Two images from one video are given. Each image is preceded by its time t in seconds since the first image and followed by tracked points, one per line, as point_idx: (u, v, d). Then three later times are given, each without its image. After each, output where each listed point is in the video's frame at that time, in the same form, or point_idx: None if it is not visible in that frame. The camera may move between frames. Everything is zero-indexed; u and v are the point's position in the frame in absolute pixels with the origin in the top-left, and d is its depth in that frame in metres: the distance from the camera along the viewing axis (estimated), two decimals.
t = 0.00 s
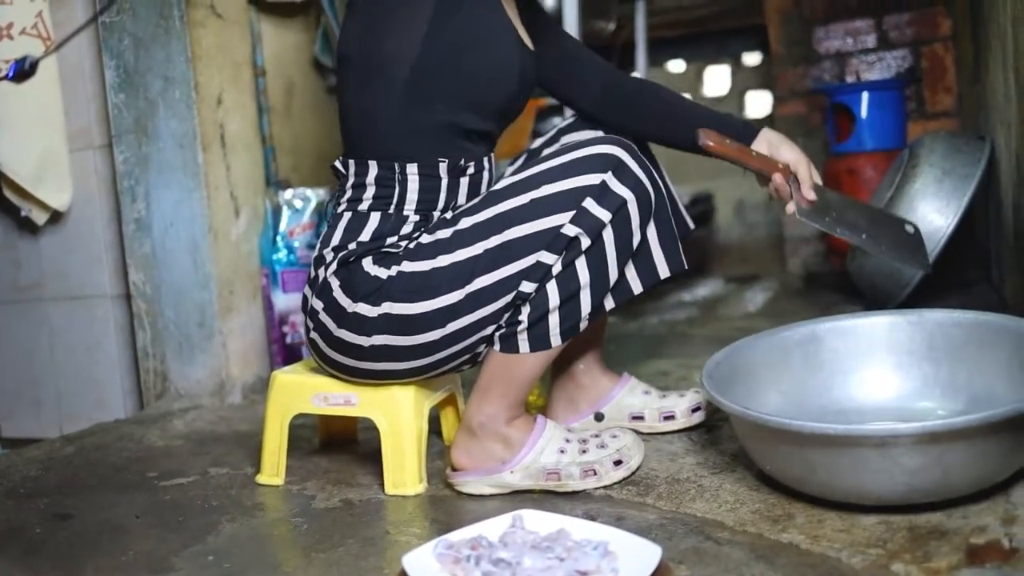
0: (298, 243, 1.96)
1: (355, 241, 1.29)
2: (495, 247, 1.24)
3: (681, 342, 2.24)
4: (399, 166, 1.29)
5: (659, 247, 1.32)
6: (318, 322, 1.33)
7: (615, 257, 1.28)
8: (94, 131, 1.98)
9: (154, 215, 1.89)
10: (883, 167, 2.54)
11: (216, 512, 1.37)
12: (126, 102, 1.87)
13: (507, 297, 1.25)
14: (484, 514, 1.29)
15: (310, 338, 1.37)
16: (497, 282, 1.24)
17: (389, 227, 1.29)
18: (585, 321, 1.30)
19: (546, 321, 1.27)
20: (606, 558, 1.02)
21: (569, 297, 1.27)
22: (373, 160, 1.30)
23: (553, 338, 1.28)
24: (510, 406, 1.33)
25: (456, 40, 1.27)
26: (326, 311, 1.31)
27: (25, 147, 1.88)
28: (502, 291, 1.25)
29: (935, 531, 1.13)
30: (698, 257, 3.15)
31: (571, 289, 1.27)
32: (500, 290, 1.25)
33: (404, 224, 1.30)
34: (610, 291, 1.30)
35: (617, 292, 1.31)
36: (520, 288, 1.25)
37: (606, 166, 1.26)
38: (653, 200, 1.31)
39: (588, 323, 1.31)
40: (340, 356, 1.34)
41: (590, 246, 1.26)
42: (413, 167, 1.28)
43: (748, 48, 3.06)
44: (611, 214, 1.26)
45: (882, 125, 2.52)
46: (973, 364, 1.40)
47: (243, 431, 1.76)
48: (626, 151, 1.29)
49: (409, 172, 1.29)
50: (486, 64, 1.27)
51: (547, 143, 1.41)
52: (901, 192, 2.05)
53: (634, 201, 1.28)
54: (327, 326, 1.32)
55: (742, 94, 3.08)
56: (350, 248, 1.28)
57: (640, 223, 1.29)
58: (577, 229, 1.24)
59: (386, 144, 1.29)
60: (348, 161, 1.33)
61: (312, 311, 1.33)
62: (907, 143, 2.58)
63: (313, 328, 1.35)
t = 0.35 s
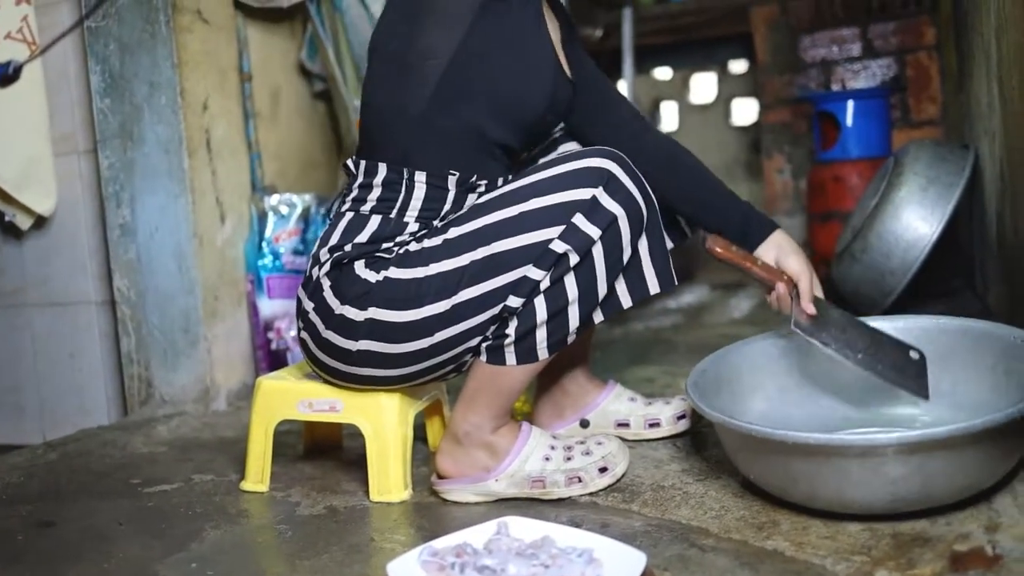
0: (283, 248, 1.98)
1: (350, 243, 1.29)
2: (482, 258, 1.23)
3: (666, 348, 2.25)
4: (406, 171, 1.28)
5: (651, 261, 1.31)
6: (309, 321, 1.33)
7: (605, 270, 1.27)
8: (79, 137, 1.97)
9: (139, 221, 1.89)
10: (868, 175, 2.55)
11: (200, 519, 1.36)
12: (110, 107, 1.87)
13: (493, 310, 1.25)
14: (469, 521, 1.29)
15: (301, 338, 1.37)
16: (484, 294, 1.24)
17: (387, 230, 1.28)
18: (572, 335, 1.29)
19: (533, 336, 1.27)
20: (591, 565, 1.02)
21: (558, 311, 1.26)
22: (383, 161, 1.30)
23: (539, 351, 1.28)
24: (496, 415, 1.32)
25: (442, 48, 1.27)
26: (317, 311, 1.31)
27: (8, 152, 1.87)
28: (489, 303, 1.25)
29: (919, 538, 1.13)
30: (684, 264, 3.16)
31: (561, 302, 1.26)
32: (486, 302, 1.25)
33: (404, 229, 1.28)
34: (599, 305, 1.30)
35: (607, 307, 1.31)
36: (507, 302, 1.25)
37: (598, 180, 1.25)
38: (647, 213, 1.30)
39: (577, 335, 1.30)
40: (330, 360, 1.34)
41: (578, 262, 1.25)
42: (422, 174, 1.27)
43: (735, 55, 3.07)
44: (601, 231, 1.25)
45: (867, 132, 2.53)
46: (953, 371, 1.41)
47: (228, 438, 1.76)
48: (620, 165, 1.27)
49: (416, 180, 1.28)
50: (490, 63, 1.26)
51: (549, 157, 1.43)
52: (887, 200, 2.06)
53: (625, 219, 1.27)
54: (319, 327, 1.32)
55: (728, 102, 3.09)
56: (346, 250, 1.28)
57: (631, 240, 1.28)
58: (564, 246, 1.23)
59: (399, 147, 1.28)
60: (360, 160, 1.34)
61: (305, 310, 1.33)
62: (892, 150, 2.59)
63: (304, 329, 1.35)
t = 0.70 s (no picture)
0: (272, 253, 1.99)
1: (344, 247, 1.29)
2: (476, 260, 1.23)
3: (654, 353, 2.25)
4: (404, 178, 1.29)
5: (642, 264, 1.32)
6: (300, 324, 1.33)
7: (595, 274, 1.27)
8: (67, 141, 1.96)
9: (127, 226, 1.88)
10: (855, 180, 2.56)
11: (187, 524, 1.36)
12: (98, 112, 1.86)
13: (485, 313, 1.25)
14: (458, 526, 1.29)
15: (291, 340, 1.37)
16: (477, 297, 1.24)
17: (380, 236, 1.28)
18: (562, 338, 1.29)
19: (523, 340, 1.26)
20: (579, 570, 1.02)
21: (548, 315, 1.26)
22: (381, 169, 1.31)
23: (530, 354, 1.28)
24: (486, 419, 1.32)
25: (434, 53, 1.27)
26: (308, 314, 1.31)
27: None
28: (482, 306, 1.25)
29: (907, 543, 1.13)
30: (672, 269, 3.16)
31: (552, 306, 1.26)
32: (479, 305, 1.24)
33: (398, 236, 1.29)
34: (590, 309, 1.30)
35: (597, 311, 1.31)
36: (500, 304, 1.24)
37: (591, 184, 1.26)
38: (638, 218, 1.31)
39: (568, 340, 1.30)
40: (321, 363, 1.33)
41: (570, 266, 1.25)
42: (419, 184, 1.28)
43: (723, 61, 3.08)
44: (593, 235, 1.25)
45: (855, 138, 2.54)
46: (936, 377, 1.42)
47: (215, 443, 1.75)
48: (612, 169, 1.28)
49: (414, 189, 1.29)
50: (480, 69, 1.26)
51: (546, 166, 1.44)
52: (875, 206, 2.08)
53: (617, 223, 1.27)
54: (310, 329, 1.32)
55: (717, 107, 3.10)
56: (339, 253, 1.29)
57: (621, 243, 1.29)
58: (558, 249, 1.23)
59: (395, 158, 1.29)
60: (358, 166, 1.34)
61: (296, 312, 1.33)
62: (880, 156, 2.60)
63: (294, 332, 1.35)
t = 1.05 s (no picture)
0: (261, 252, 1.99)
1: (328, 247, 1.29)
2: (458, 259, 1.23)
3: (644, 353, 2.25)
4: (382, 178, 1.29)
5: (629, 263, 1.32)
6: (285, 325, 1.33)
7: (583, 272, 1.27)
8: (55, 140, 1.95)
9: (116, 225, 1.86)
10: (845, 180, 2.56)
11: (177, 524, 1.35)
12: (87, 111, 1.84)
13: (469, 312, 1.25)
14: (447, 525, 1.29)
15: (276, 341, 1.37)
16: (460, 297, 1.24)
17: (363, 237, 1.28)
18: (548, 337, 1.29)
19: (510, 338, 1.26)
20: (569, 569, 1.02)
21: (536, 313, 1.27)
22: (361, 170, 1.31)
23: (516, 352, 1.28)
24: (474, 419, 1.32)
25: (420, 49, 1.27)
26: (293, 315, 1.31)
27: None
28: (466, 306, 1.25)
29: (896, 541, 1.14)
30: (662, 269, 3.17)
31: (539, 304, 1.26)
32: (462, 304, 1.24)
33: (381, 235, 1.28)
34: (576, 307, 1.30)
35: (583, 309, 1.31)
36: (484, 304, 1.24)
37: (573, 182, 1.26)
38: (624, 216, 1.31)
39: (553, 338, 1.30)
40: (306, 364, 1.34)
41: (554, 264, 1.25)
42: (399, 182, 1.28)
43: (712, 61, 3.09)
44: (576, 232, 1.25)
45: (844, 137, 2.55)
46: (927, 377, 1.42)
47: (205, 443, 1.75)
48: (594, 167, 1.28)
49: (393, 188, 1.29)
50: (469, 67, 1.26)
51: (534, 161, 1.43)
52: (863, 206, 2.07)
53: (600, 220, 1.28)
54: (294, 330, 1.32)
55: (706, 107, 3.11)
56: (322, 254, 1.29)
57: (608, 242, 1.29)
58: (541, 247, 1.23)
59: (378, 157, 1.29)
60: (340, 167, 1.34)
61: (281, 314, 1.33)
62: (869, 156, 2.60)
63: (280, 333, 1.35)
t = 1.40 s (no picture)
0: (249, 255, 1.98)
1: (317, 250, 1.29)
2: (449, 263, 1.23)
3: (631, 357, 2.25)
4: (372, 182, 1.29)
5: (618, 269, 1.32)
6: (273, 327, 1.33)
7: (572, 277, 1.28)
8: (42, 140, 1.95)
9: (102, 225, 1.87)
10: (831, 186, 2.58)
11: (162, 527, 1.35)
12: (73, 111, 1.84)
13: (459, 316, 1.25)
14: (433, 529, 1.29)
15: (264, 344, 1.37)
16: (450, 301, 1.24)
17: (352, 240, 1.28)
18: (537, 341, 1.29)
19: (499, 342, 1.27)
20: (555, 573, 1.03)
21: (525, 317, 1.27)
22: (351, 173, 1.31)
23: (504, 356, 1.28)
24: (461, 422, 1.32)
25: (412, 51, 1.27)
26: (282, 318, 1.31)
27: None
28: (455, 310, 1.25)
29: (881, 546, 1.14)
30: (649, 273, 3.17)
31: (528, 309, 1.26)
32: (452, 308, 1.24)
33: (370, 239, 1.28)
34: (565, 312, 1.30)
35: (572, 313, 1.31)
36: (473, 308, 1.24)
37: (564, 187, 1.26)
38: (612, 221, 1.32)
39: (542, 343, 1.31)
40: (294, 366, 1.33)
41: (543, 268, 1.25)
42: (390, 186, 1.28)
43: (701, 66, 3.10)
44: (566, 237, 1.26)
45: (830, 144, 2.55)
46: (912, 382, 1.43)
47: (191, 445, 1.74)
48: (585, 172, 1.29)
49: (384, 192, 1.28)
50: (462, 70, 1.26)
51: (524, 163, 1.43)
52: (851, 210, 2.09)
53: (589, 225, 1.28)
54: (283, 333, 1.31)
55: (695, 112, 3.12)
56: (312, 256, 1.28)
57: (597, 247, 1.29)
58: (530, 252, 1.23)
59: (369, 160, 1.29)
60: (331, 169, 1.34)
61: (270, 316, 1.33)
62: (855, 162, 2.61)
63: (269, 336, 1.34)
